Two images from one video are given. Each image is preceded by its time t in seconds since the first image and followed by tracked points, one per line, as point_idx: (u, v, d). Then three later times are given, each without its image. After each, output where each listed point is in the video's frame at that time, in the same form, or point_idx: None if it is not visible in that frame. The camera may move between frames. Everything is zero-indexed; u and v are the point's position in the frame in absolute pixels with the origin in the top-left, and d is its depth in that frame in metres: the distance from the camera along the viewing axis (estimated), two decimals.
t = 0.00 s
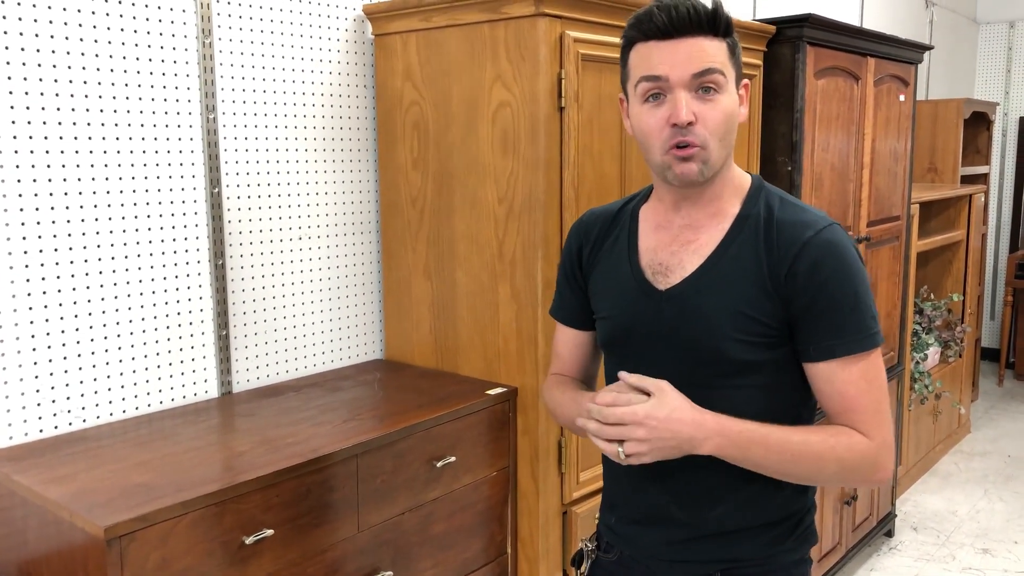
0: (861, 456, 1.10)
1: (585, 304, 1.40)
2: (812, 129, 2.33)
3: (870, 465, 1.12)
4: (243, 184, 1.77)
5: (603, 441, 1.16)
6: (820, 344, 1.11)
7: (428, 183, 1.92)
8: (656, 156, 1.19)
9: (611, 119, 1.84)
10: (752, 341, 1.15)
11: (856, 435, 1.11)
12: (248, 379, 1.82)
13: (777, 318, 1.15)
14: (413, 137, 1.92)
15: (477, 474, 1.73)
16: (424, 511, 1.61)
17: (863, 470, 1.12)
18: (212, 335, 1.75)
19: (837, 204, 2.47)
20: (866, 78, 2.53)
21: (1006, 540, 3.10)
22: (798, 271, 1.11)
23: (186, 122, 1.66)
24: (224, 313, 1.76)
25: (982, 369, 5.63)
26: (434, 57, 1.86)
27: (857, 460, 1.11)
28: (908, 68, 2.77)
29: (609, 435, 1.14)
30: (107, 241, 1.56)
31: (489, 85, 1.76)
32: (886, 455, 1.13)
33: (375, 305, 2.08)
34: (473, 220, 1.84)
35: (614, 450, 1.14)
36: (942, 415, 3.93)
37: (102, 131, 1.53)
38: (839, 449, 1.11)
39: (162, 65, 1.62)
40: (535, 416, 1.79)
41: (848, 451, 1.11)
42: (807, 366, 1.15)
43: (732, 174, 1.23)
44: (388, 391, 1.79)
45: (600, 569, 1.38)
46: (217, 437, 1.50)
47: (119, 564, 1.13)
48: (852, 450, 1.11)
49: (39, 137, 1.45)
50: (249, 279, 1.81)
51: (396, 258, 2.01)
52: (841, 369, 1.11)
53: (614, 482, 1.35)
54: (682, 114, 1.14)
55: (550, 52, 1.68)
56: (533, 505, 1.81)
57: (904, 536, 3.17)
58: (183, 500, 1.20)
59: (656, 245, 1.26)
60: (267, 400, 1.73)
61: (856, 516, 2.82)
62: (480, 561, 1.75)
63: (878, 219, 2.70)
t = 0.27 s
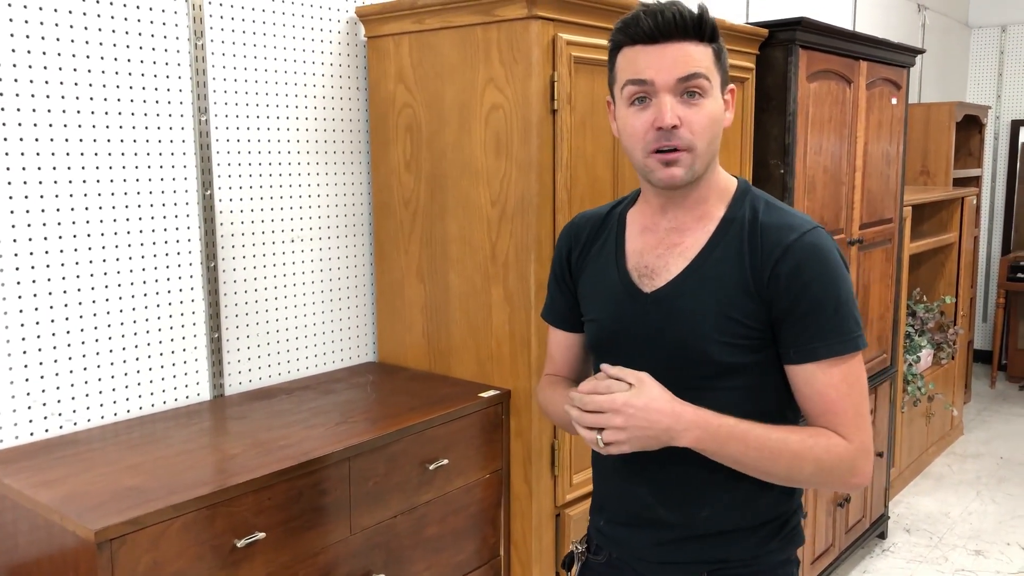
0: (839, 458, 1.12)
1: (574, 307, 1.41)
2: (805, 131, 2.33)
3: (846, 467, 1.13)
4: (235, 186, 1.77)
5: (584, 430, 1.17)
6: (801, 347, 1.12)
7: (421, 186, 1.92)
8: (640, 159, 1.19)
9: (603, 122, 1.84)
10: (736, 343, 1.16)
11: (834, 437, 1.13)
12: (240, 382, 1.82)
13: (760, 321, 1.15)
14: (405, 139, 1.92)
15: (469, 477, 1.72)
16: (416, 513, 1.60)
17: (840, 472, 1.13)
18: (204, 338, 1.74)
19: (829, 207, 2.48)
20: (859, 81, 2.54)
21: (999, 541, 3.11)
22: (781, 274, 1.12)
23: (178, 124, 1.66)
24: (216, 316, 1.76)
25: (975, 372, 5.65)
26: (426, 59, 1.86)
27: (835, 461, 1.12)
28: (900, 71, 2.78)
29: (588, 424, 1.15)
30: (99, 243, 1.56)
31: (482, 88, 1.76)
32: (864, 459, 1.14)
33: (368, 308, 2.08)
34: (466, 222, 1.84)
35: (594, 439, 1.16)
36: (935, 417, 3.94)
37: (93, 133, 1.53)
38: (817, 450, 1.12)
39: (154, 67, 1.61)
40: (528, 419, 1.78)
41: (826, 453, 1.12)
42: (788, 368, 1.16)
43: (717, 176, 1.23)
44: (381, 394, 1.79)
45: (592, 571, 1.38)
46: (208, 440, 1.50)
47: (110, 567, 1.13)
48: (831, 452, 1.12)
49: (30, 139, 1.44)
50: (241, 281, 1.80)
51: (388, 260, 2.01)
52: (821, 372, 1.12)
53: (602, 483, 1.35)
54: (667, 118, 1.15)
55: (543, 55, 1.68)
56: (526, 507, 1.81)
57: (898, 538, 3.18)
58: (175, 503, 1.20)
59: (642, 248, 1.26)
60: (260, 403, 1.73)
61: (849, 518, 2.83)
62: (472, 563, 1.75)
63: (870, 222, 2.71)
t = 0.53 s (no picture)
0: (823, 457, 1.12)
1: (562, 308, 1.41)
2: (798, 134, 2.34)
3: (831, 467, 1.13)
4: (230, 188, 1.77)
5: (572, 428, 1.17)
6: (785, 347, 1.12)
7: (415, 189, 1.92)
8: (629, 162, 1.20)
9: (596, 124, 1.84)
10: (722, 343, 1.16)
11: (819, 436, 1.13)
12: (234, 384, 1.82)
13: (745, 321, 1.16)
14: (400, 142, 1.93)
15: (464, 479, 1.73)
16: (410, 516, 1.60)
17: (824, 472, 1.14)
18: (198, 340, 1.74)
19: (823, 209, 2.48)
20: (852, 84, 2.54)
21: (992, 543, 3.12)
22: (766, 275, 1.13)
23: (173, 127, 1.66)
24: (210, 318, 1.75)
25: (968, 373, 5.66)
26: (421, 62, 1.86)
27: (820, 459, 1.12)
28: (894, 74, 2.79)
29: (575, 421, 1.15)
30: (93, 245, 1.56)
31: (476, 91, 1.77)
32: (848, 459, 1.15)
33: (363, 310, 2.08)
34: (460, 225, 1.84)
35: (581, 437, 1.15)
36: (929, 418, 3.95)
37: (88, 136, 1.53)
38: (802, 449, 1.12)
39: (148, 69, 1.61)
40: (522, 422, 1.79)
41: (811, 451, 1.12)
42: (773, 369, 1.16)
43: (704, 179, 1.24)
44: (375, 396, 1.79)
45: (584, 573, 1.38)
46: (202, 442, 1.50)
47: (104, 571, 1.13)
48: (816, 450, 1.12)
49: (24, 141, 1.44)
50: (235, 284, 1.80)
51: (382, 262, 2.01)
52: (805, 371, 1.12)
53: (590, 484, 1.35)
54: (656, 121, 1.15)
55: (537, 57, 1.68)
56: (519, 508, 1.82)
57: (891, 539, 3.19)
58: (169, 506, 1.20)
59: (629, 249, 1.27)
60: (254, 405, 1.73)
61: (843, 519, 2.83)
62: (467, 565, 1.75)
63: (864, 224, 2.72)
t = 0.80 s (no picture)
0: (818, 455, 1.13)
1: (557, 310, 1.41)
2: (798, 135, 2.34)
3: (825, 465, 1.14)
4: (231, 190, 1.77)
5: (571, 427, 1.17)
6: (780, 348, 1.13)
7: (415, 190, 1.92)
8: (623, 163, 1.20)
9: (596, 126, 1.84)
10: (718, 344, 1.16)
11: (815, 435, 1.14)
12: (235, 386, 1.82)
13: (740, 323, 1.16)
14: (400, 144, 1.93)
15: (464, 481, 1.73)
16: (410, 517, 1.60)
17: (819, 471, 1.14)
18: (198, 342, 1.74)
19: (823, 211, 2.49)
20: (853, 85, 2.55)
21: (993, 545, 3.12)
22: (761, 277, 1.13)
23: (174, 129, 1.66)
24: (211, 320, 1.75)
25: (969, 375, 5.66)
26: (421, 64, 1.86)
27: (813, 458, 1.13)
28: (894, 75, 2.79)
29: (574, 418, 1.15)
30: (94, 248, 1.56)
31: (477, 92, 1.77)
32: (843, 458, 1.15)
33: (364, 312, 2.08)
34: (461, 227, 1.84)
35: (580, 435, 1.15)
36: (929, 420, 3.95)
37: (89, 138, 1.53)
38: (797, 447, 1.13)
39: (149, 71, 1.61)
40: (523, 424, 1.79)
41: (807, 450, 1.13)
42: (768, 369, 1.17)
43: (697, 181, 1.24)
44: (376, 398, 1.79)
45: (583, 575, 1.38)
46: (203, 444, 1.50)
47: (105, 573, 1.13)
48: (810, 449, 1.13)
49: (26, 143, 1.44)
50: (236, 286, 1.80)
51: (382, 264, 2.01)
52: (800, 372, 1.13)
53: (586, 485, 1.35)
54: (650, 122, 1.15)
55: (538, 59, 1.68)
56: (520, 509, 1.82)
57: (892, 541, 3.18)
58: (170, 507, 1.20)
59: (623, 251, 1.27)
60: (254, 407, 1.73)
61: (843, 522, 2.83)
62: (467, 567, 1.75)
63: (864, 226, 2.72)
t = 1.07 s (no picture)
0: (823, 452, 1.13)
1: (555, 311, 1.40)
2: (801, 136, 2.34)
3: (828, 462, 1.15)
4: (233, 190, 1.77)
5: (574, 408, 1.16)
6: (778, 349, 1.13)
7: (417, 190, 1.92)
8: (621, 162, 1.20)
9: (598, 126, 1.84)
10: (717, 344, 1.17)
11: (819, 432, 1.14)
12: (237, 386, 1.82)
13: (740, 323, 1.16)
14: (403, 144, 1.93)
15: (466, 482, 1.72)
16: (412, 517, 1.60)
17: (823, 467, 1.15)
18: (201, 341, 1.74)
19: (826, 212, 2.48)
20: (855, 86, 2.54)
21: (996, 547, 3.12)
22: (760, 278, 1.13)
23: (177, 128, 1.66)
24: (214, 320, 1.75)
25: (971, 377, 5.65)
26: (424, 64, 1.86)
27: (818, 454, 1.13)
28: (897, 76, 2.79)
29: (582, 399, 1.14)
30: (97, 247, 1.56)
31: (480, 92, 1.77)
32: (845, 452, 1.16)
33: (366, 312, 2.08)
34: (462, 227, 1.85)
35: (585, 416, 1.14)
36: (932, 422, 3.95)
37: (92, 137, 1.53)
38: (803, 445, 1.12)
39: (152, 70, 1.62)
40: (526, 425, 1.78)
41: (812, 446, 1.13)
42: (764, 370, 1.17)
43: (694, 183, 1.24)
44: (378, 398, 1.78)
45: None
46: (205, 443, 1.50)
47: (107, 571, 1.13)
48: (815, 445, 1.13)
49: (29, 142, 1.45)
50: (239, 285, 1.80)
51: (384, 264, 2.01)
52: (800, 372, 1.13)
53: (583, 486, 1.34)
54: (650, 124, 1.15)
55: (541, 59, 1.68)
56: (522, 509, 1.81)
57: (895, 543, 3.18)
58: (173, 506, 1.20)
59: (621, 252, 1.26)
60: (257, 406, 1.73)
61: (846, 523, 2.83)
62: (470, 567, 1.75)
63: (867, 227, 2.72)
